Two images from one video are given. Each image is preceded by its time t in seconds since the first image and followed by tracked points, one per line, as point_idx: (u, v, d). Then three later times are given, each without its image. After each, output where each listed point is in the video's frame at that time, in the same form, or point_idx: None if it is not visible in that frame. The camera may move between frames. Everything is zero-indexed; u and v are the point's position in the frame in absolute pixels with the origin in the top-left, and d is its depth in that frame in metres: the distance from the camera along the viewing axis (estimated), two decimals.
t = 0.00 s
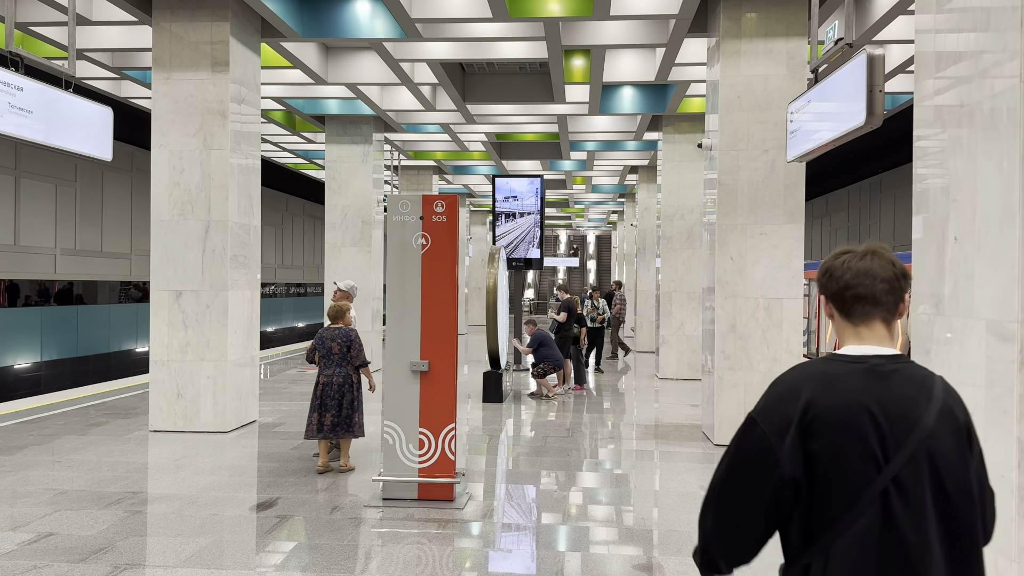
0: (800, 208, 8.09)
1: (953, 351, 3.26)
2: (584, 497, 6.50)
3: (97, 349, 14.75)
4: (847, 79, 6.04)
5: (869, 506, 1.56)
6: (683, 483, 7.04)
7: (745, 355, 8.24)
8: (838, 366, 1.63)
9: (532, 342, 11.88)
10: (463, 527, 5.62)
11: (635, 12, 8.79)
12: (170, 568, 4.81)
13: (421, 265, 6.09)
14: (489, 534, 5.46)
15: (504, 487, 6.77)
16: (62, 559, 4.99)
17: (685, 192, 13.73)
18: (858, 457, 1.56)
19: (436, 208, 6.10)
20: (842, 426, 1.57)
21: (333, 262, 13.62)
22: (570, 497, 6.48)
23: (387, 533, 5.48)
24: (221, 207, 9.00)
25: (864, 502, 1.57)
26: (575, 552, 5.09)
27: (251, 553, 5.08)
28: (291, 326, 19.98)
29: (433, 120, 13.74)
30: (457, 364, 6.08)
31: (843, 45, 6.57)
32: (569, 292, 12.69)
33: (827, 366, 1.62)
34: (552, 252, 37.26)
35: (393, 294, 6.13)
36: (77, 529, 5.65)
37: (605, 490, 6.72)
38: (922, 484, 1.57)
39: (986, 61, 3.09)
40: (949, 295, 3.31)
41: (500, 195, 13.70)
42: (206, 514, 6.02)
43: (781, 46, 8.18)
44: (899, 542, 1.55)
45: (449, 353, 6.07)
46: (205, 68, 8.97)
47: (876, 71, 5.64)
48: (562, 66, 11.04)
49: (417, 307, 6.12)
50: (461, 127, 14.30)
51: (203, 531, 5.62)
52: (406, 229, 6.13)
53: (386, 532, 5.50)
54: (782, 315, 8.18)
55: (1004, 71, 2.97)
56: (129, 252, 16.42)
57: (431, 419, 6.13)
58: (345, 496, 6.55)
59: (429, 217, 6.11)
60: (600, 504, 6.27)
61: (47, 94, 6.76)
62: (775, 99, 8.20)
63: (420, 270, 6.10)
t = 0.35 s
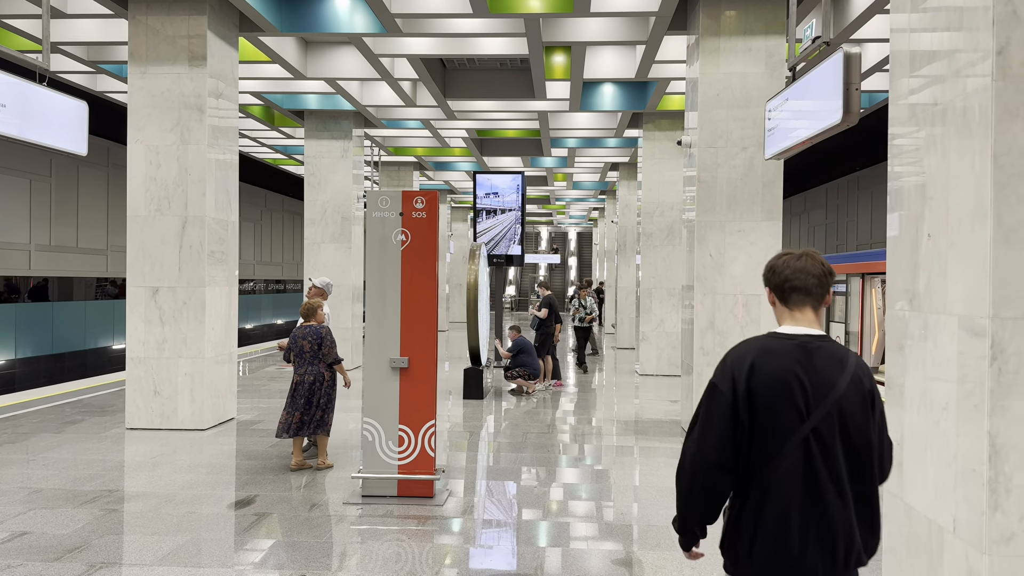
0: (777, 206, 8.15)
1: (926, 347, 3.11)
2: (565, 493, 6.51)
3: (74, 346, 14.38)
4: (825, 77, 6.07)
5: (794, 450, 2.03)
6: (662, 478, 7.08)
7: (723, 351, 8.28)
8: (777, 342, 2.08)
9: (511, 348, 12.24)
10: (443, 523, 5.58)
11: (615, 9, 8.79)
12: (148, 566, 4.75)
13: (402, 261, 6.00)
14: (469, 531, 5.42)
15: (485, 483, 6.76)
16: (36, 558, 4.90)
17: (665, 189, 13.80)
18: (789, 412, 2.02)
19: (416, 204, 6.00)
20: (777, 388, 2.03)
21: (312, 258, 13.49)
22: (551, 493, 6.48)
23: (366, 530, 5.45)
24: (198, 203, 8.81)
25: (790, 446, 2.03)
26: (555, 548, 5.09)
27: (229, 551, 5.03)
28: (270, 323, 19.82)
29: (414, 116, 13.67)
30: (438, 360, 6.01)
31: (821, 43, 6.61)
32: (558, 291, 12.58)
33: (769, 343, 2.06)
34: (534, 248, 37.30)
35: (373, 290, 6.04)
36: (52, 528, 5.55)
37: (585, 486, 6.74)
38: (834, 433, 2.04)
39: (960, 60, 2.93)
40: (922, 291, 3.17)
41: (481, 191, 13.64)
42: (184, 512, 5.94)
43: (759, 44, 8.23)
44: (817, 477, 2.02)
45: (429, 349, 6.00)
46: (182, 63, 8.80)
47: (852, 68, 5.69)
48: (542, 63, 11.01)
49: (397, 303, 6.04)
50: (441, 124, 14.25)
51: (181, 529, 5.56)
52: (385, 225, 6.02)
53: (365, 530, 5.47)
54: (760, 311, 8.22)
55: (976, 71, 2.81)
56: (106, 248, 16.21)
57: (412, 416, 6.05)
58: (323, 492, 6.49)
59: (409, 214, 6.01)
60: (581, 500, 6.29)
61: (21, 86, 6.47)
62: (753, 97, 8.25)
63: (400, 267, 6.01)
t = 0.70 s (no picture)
0: (757, 203, 8.20)
1: (903, 344, 3.02)
2: (547, 489, 6.51)
3: (51, 343, 14.03)
4: (804, 74, 6.10)
5: (728, 428, 2.25)
6: (643, 474, 7.12)
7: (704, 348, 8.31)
8: (713, 333, 2.30)
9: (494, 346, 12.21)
10: (425, 521, 5.55)
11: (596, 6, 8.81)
12: (125, 565, 4.67)
13: (382, 258, 5.92)
14: (451, 528, 5.39)
15: (467, 480, 6.74)
16: (11, 558, 4.80)
17: (646, 186, 13.86)
18: (723, 395, 2.23)
19: (397, 201, 5.94)
20: (713, 374, 2.24)
21: (292, 255, 13.42)
22: (533, 490, 6.48)
23: (346, 528, 5.39)
24: (176, 199, 8.63)
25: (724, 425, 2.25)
26: (536, 544, 5.08)
27: (209, 549, 4.97)
28: (251, 321, 19.65)
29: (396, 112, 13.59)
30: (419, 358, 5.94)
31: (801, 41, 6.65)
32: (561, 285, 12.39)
33: (706, 335, 2.28)
34: (516, 245, 37.31)
35: (354, 287, 5.95)
36: (28, 527, 5.45)
37: (567, 483, 6.75)
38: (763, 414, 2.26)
39: (935, 59, 2.84)
40: (898, 287, 3.09)
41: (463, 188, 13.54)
42: (162, 511, 5.84)
43: (739, 42, 8.27)
44: (749, 453, 2.24)
45: (410, 346, 5.93)
46: (160, 58, 8.61)
47: (834, 68, 5.75)
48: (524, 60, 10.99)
49: (378, 300, 5.96)
50: (423, 120, 14.20)
51: (159, 529, 5.48)
52: (366, 222, 5.96)
53: (346, 527, 5.41)
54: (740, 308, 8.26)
55: (950, 72, 2.73)
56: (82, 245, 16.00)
57: (393, 413, 5.99)
58: (303, 491, 6.41)
59: (390, 210, 5.94)
60: (563, 496, 6.29)
61: None
62: (733, 95, 8.29)
63: (381, 263, 5.93)
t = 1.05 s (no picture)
0: (740, 200, 8.23)
1: (884, 341, 3.02)
2: (532, 487, 6.49)
3: (30, 341, 13.84)
4: (788, 72, 6.12)
5: (685, 397, 2.73)
6: (628, 471, 7.12)
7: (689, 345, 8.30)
8: (672, 319, 2.79)
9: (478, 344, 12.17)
10: (410, 518, 5.46)
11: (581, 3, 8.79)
12: (107, 565, 4.54)
13: (366, 256, 5.84)
14: (437, 525, 5.31)
15: (451, 478, 6.68)
16: None
17: (630, 183, 13.90)
18: (680, 369, 2.72)
19: (381, 198, 5.86)
20: (670, 353, 2.73)
21: (275, 252, 13.32)
22: (518, 487, 6.46)
23: (331, 526, 5.28)
24: (157, 195, 8.35)
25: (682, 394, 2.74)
26: (522, 541, 5.02)
27: (192, 549, 4.81)
28: (234, 319, 19.48)
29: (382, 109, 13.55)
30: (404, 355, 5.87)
31: (784, 40, 6.67)
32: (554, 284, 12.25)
33: (667, 320, 2.77)
34: (501, 243, 37.27)
35: (338, 285, 5.88)
36: (6, 527, 5.30)
37: (552, 480, 6.73)
38: (716, 384, 2.75)
39: (917, 58, 2.84)
40: (879, 285, 3.10)
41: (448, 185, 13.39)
42: (144, 510, 5.68)
43: (723, 40, 8.29)
44: (703, 416, 2.72)
45: (395, 344, 5.86)
46: (141, 53, 8.33)
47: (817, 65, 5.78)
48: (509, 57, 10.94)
49: (362, 297, 5.88)
50: (407, 116, 14.14)
51: (140, 528, 5.38)
52: (350, 219, 5.88)
53: (331, 526, 5.30)
54: (723, 304, 8.26)
55: (931, 70, 2.73)
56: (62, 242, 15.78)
57: (377, 410, 5.92)
58: (289, 489, 6.21)
59: (374, 207, 5.86)
60: (548, 493, 6.27)
61: None
62: (717, 93, 8.31)
63: (365, 261, 5.85)
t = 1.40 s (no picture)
0: (726, 197, 8.25)
1: (868, 337, 3.03)
2: (519, 483, 6.48)
3: (14, 338, 13.66)
4: (773, 70, 6.16)
5: (668, 373, 3.21)
6: (614, 467, 7.13)
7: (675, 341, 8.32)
8: (659, 308, 3.27)
9: (466, 341, 12.21)
10: (397, 516, 5.43)
11: None
12: (91, 565, 4.50)
13: (352, 253, 5.81)
14: (424, 522, 5.29)
15: (439, 475, 6.67)
16: None
17: (617, 180, 13.93)
18: (664, 348, 3.20)
19: (367, 194, 5.82)
20: (657, 336, 3.22)
21: (261, 250, 13.26)
22: (506, 484, 6.46)
23: (318, 524, 5.25)
24: (142, 193, 8.17)
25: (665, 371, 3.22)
26: (509, 538, 5.00)
27: (178, 548, 4.78)
28: (220, 316, 19.38)
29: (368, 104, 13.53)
30: (391, 353, 5.85)
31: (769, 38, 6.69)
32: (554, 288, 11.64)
33: (655, 308, 3.24)
34: (488, 239, 37.28)
35: (324, 282, 5.84)
36: None
37: (539, 476, 6.73)
38: (694, 363, 3.24)
39: (900, 56, 2.85)
40: (862, 281, 3.11)
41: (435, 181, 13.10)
42: (129, 509, 5.64)
43: (709, 37, 8.31)
44: (682, 390, 3.21)
45: (381, 341, 5.83)
46: (124, 49, 8.14)
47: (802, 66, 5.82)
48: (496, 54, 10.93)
49: (348, 295, 5.84)
50: (394, 113, 14.10)
51: (125, 526, 5.35)
52: (336, 215, 5.84)
53: (317, 524, 5.27)
54: (710, 301, 8.27)
55: (915, 68, 2.73)
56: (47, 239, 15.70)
57: (363, 408, 5.89)
58: (275, 487, 6.20)
59: (360, 204, 5.82)
60: (536, 490, 6.27)
61: None
62: (703, 90, 8.33)
63: (351, 258, 5.82)
